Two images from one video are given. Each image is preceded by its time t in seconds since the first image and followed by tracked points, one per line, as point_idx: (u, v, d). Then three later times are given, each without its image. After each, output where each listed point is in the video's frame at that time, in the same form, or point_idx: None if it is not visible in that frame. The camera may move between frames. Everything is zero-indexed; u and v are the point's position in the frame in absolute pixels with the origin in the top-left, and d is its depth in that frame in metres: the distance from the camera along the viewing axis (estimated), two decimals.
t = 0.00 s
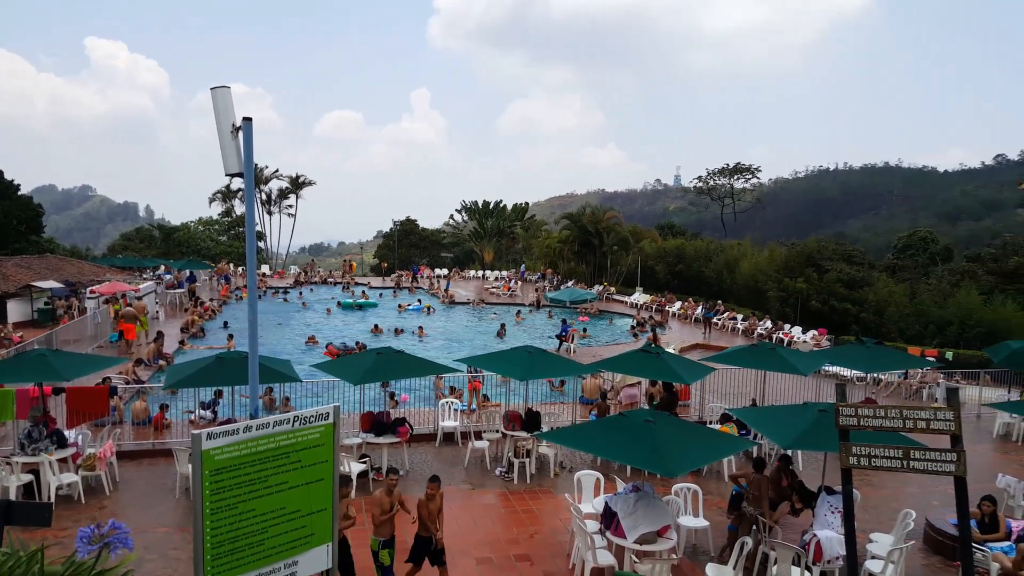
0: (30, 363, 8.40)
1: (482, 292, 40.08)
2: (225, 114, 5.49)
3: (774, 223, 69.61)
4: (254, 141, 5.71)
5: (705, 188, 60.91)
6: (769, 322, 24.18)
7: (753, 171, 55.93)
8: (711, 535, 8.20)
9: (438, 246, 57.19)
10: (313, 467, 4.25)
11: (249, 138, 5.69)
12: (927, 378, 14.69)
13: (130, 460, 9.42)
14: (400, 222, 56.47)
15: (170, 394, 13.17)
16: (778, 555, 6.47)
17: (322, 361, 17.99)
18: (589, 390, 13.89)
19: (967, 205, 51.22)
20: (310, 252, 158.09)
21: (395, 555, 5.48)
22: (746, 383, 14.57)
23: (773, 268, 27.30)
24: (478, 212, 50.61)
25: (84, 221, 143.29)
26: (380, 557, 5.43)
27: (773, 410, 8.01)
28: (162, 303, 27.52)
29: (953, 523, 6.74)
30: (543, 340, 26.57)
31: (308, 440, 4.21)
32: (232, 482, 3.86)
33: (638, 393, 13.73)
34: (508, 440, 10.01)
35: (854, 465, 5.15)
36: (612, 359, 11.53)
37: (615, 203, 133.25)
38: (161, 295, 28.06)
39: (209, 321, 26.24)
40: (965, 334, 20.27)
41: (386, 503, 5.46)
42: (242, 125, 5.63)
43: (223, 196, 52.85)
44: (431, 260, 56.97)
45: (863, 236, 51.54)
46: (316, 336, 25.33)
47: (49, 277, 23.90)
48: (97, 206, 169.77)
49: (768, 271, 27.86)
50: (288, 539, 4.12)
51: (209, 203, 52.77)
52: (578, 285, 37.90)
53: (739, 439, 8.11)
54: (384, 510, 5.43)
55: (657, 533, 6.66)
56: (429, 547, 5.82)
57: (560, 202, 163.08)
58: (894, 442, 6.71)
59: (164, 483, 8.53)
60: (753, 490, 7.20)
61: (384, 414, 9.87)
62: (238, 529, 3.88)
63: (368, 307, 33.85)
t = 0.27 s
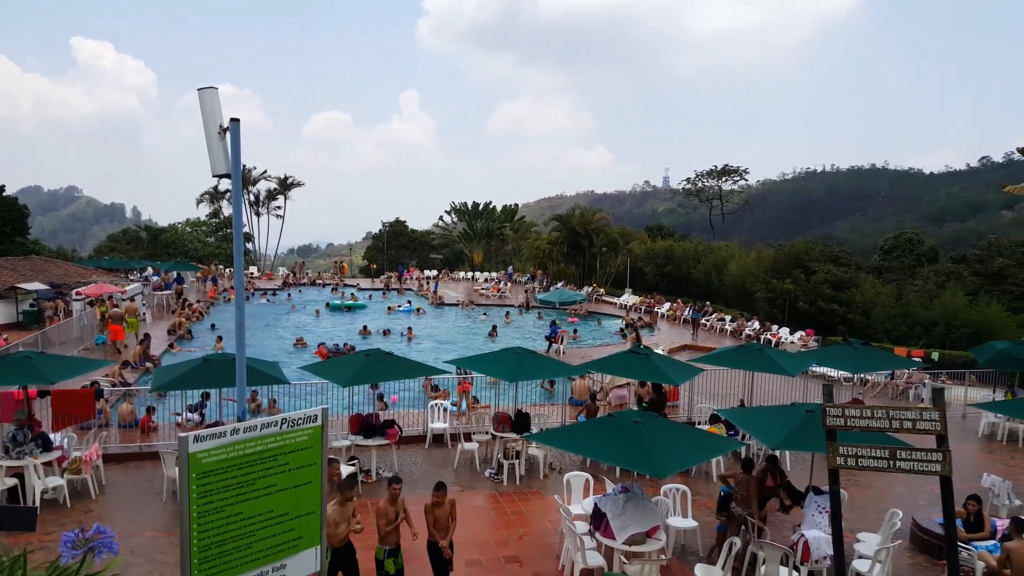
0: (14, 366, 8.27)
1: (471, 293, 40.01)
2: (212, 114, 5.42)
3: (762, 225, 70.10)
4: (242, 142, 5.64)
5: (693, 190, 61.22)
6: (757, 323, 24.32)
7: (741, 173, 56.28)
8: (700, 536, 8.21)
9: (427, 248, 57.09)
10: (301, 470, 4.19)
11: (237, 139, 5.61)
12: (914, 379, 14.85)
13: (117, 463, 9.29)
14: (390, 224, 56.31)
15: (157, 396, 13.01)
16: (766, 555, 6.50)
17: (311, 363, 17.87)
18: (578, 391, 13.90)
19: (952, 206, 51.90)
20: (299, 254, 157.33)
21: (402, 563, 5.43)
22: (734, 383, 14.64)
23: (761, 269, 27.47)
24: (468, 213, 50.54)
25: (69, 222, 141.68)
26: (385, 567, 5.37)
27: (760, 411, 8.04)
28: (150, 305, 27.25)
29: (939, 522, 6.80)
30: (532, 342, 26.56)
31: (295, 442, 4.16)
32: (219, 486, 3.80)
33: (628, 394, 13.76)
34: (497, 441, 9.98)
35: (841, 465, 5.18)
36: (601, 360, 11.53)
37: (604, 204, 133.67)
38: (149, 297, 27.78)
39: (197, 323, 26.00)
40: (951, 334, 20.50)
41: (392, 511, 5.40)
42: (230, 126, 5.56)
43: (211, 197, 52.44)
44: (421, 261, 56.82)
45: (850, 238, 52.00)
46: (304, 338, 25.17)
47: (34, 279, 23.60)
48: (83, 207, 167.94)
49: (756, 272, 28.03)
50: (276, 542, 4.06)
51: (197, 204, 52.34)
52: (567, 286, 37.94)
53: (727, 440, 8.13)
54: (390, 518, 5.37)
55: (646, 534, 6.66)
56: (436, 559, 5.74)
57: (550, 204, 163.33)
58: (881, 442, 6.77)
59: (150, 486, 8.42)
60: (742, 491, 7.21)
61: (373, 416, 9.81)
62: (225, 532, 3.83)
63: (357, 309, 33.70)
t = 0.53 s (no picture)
0: None
1: (461, 294, 39.91)
2: (199, 115, 5.34)
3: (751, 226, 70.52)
4: (229, 143, 5.57)
5: (682, 192, 61.47)
6: (746, 323, 24.45)
7: (729, 174, 56.59)
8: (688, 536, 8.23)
9: (417, 249, 56.93)
10: (290, 473, 4.13)
11: (224, 140, 5.54)
12: (902, 378, 14.96)
13: (105, 466, 9.16)
14: (379, 225, 56.08)
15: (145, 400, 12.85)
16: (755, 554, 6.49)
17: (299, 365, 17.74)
18: (568, 392, 13.87)
19: (938, 207, 52.48)
20: (288, 256, 156.41)
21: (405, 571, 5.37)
22: (724, 384, 14.67)
23: (749, 270, 27.63)
24: (457, 214, 50.44)
25: (54, 224, 140.01)
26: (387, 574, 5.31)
27: (750, 412, 8.03)
28: (137, 307, 26.96)
29: (928, 521, 6.83)
30: (522, 343, 26.54)
31: (284, 445, 4.10)
32: (208, 489, 3.74)
33: (618, 395, 13.76)
34: (488, 443, 9.93)
35: (830, 464, 5.19)
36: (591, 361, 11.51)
37: (594, 206, 133.96)
38: (136, 299, 27.49)
39: (185, 325, 25.74)
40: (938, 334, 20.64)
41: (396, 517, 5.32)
42: (217, 127, 5.48)
43: (199, 199, 51.97)
44: (411, 263, 56.62)
45: (838, 239, 52.41)
46: (292, 340, 24.97)
47: (18, 282, 23.26)
48: (68, 210, 166.12)
49: (745, 273, 28.17)
50: (264, 545, 3.99)
51: (184, 206, 51.89)
52: (557, 287, 37.95)
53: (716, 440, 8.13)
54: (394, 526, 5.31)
55: (637, 535, 6.64)
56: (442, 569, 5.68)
57: (539, 205, 163.46)
58: (869, 441, 6.80)
59: (139, 489, 8.31)
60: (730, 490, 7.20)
61: (363, 418, 9.72)
62: (214, 535, 3.76)
63: (347, 311, 33.52)
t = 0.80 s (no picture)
0: None
1: (452, 296, 39.83)
2: (187, 116, 5.27)
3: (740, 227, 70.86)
4: (218, 144, 5.50)
5: (672, 193, 61.68)
6: (735, 324, 24.56)
7: (719, 175, 56.84)
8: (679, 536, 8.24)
9: (407, 250, 56.79)
10: (279, 475, 4.08)
11: (213, 141, 5.47)
12: (889, 379, 15.09)
13: (92, 469, 9.04)
14: (369, 226, 55.86)
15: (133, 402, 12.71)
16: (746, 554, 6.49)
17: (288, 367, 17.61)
18: (558, 393, 13.87)
19: (925, 208, 52.98)
20: (278, 257, 155.49)
21: None
22: (713, 385, 14.72)
23: (739, 271, 27.75)
24: (447, 215, 50.33)
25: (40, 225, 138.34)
26: None
27: (739, 412, 8.06)
28: (125, 308, 26.70)
29: (915, 520, 6.89)
30: (512, 344, 26.50)
31: (273, 447, 4.05)
32: (197, 491, 3.69)
33: (608, 396, 13.77)
34: (478, 444, 9.91)
35: (819, 464, 5.21)
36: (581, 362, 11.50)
37: (584, 207, 134.17)
38: (124, 301, 27.23)
39: (173, 326, 25.50)
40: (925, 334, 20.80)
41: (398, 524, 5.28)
42: (205, 128, 5.42)
43: (188, 200, 51.54)
44: (401, 264, 56.42)
45: (826, 240, 52.79)
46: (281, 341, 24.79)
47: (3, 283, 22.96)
48: (54, 210, 164.30)
49: (734, 274, 28.31)
50: (254, 547, 3.94)
51: (173, 207, 51.46)
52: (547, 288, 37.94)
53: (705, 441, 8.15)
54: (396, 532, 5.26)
55: (627, 535, 6.63)
56: None
57: (530, 206, 163.54)
58: (857, 441, 6.84)
59: (127, 491, 8.21)
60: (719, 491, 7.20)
61: (353, 420, 9.66)
62: (203, 538, 3.71)
63: (336, 312, 33.36)
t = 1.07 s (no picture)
0: None
1: (444, 296, 39.75)
2: (178, 117, 5.21)
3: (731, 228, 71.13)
4: (209, 145, 5.45)
5: (664, 193, 61.81)
6: (727, 324, 24.65)
7: (710, 176, 57.04)
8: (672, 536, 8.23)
9: (399, 251, 56.59)
10: (271, 476, 4.03)
11: (204, 142, 5.42)
12: (879, 379, 15.17)
13: (83, 471, 8.94)
14: (361, 227, 55.67)
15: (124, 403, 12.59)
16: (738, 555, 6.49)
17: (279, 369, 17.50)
18: (550, 393, 13.85)
19: (915, 209, 53.38)
20: (269, 258, 154.75)
21: None
22: (705, 385, 14.76)
23: (730, 271, 27.86)
24: (439, 216, 50.21)
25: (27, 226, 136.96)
26: None
27: (730, 413, 8.07)
28: (115, 310, 26.46)
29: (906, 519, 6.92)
30: (504, 345, 26.46)
31: (264, 449, 4.00)
32: (187, 493, 3.64)
33: (600, 397, 13.77)
34: (470, 445, 9.87)
35: (809, 465, 5.22)
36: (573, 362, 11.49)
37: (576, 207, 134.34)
38: (114, 302, 27.00)
39: (163, 328, 25.30)
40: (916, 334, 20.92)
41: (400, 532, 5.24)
42: (196, 128, 5.36)
43: (178, 201, 51.16)
44: (393, 265, 56.24)
45: (817, 240, 53.09)
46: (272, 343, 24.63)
47: None
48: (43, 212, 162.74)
49: (726, 274, 28.40)
50: (245, 549, 3.89)
51: (163, 207, 51.06)
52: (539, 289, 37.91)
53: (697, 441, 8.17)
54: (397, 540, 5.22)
55: (619, 535, 6.62)
56: None
57: (521, 207, 163.60)
58: (848, 441, 6.86)
59: (118, 494, 8.12)
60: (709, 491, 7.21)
61: (345, 421, 9.60)
62: (194, 539, 3.66)
63: (328, 313, 33.22)
